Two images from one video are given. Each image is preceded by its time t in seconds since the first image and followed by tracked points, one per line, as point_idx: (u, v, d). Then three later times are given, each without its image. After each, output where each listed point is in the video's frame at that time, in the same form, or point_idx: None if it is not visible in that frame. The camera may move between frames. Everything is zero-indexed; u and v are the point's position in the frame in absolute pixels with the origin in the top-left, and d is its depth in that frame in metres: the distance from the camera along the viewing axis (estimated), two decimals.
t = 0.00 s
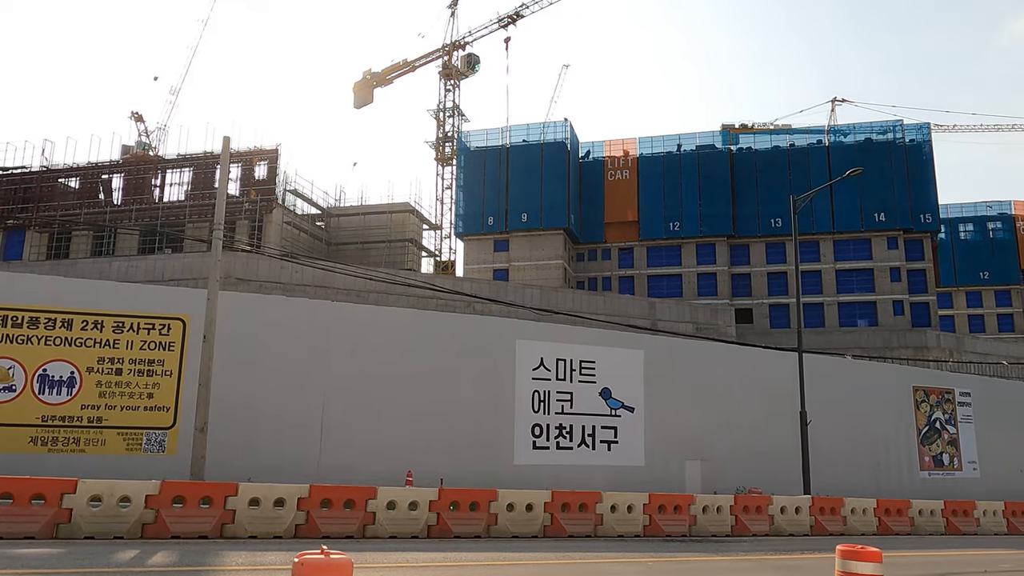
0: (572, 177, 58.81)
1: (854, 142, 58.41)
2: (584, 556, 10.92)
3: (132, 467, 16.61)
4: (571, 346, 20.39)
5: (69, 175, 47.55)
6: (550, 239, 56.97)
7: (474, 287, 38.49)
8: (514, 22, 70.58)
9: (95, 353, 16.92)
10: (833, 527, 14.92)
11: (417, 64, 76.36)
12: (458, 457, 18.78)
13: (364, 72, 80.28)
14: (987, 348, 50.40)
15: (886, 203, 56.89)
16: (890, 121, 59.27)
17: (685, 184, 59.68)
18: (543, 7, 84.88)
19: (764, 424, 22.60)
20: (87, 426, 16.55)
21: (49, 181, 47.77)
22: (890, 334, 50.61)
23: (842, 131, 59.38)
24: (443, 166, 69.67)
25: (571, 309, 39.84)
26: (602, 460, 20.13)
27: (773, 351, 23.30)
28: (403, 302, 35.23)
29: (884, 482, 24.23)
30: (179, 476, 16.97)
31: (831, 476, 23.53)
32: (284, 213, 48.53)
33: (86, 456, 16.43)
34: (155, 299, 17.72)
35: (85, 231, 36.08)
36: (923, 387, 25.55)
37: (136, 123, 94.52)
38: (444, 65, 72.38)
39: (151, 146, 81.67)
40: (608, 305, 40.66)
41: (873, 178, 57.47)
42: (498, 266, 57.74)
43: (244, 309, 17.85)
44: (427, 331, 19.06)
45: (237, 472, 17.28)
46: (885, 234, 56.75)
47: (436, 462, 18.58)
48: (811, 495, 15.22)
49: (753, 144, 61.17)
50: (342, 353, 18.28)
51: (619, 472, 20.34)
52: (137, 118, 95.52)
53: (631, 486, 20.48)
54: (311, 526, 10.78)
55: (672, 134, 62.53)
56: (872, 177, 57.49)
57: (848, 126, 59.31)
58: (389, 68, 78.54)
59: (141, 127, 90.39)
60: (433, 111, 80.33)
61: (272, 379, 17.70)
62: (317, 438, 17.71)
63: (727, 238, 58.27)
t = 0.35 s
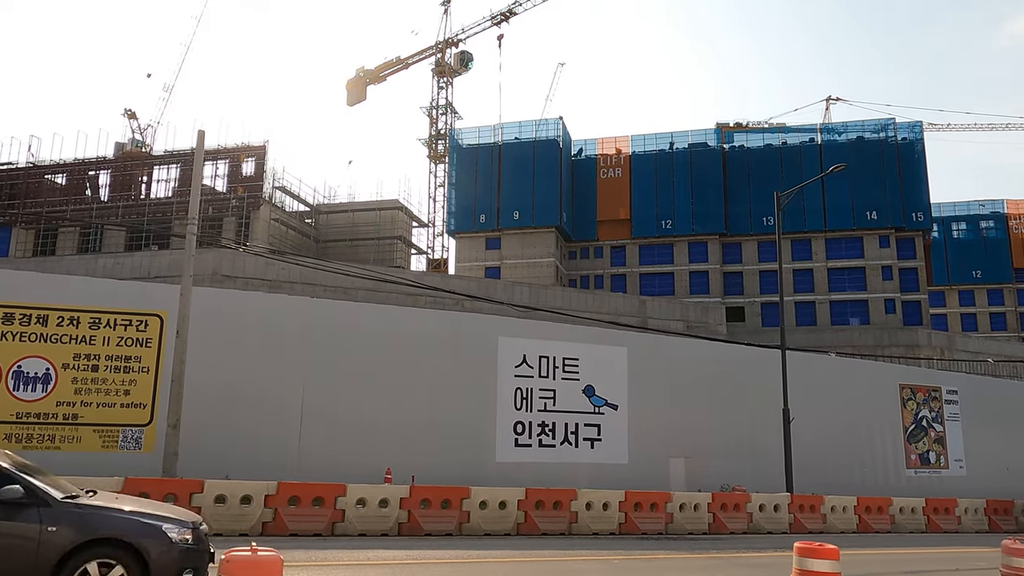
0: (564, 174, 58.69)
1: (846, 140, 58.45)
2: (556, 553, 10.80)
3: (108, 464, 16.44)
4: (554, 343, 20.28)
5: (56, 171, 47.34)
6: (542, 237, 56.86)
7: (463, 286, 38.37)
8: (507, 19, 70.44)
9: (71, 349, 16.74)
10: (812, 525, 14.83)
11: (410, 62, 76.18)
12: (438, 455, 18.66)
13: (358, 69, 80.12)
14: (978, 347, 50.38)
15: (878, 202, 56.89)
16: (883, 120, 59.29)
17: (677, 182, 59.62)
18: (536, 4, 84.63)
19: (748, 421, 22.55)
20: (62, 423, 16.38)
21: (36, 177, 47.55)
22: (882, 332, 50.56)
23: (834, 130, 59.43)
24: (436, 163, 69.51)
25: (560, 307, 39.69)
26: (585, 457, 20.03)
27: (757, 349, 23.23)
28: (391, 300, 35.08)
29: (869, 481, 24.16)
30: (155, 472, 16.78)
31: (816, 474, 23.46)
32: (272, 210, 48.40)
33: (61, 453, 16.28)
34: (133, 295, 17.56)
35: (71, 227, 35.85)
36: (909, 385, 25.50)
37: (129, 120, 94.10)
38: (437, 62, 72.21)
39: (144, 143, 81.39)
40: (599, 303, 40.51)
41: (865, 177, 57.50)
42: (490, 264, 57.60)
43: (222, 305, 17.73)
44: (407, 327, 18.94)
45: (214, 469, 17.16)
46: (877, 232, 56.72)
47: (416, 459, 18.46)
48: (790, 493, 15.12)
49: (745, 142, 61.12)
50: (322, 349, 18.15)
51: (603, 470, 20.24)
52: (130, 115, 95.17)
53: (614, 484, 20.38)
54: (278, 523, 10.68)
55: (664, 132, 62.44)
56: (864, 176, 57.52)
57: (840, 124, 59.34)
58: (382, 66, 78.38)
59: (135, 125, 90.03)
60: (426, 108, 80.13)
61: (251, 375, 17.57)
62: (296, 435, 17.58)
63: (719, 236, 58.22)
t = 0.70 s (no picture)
0: (558, 172, 58.53)
1: (842, 139, 58.41)
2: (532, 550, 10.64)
3: (86, 462, 16.26)
4: (540, 341, 20.11)
5: (46, 168, 47.16)
6: (536, 235, 56.68)
7: (455, 284, 38.19)
8: (502, 18, 70.23)
9: (50, 345, 16.57)
10: (796, 523, 14.69)
11: (405, 60, 76.00)
12: (422, 453, 18.49)
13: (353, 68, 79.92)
14: (973, 346, 50.22)
15: (873, 200, 56.78)
16: (878, 118, 59.19)
17: (672, 180, 59.49)
18: (531, 2, 84.36)
19: (737, 420, 22.41)
20: (41, 420, 16.20)
21: (26, 174, 47.34)
22: (877, 331, 50.42)
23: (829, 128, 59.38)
24: (431, 162, 69.33)
25: (553, 305, 39.49)
26: (571, 455, 19.88)
27: (746, 347, 23.07)
28: (382, 298, 34.90)
29: (859, 479, 24.01)
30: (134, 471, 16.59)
31: (807, 473, 23.31)
32: (261, 208, 48.30)
33: (39, 450, 16.09)
34: (113, 291, 17.36)
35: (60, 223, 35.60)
36: (901, 383, 25.36)
37: (125, 118, 93.87)
38: (432, 60, 72.04)
39: (139, 141, 81.21)
40: (592, 301, 40.31)
41: (860, 175, 57.42)
42: (484, 262, 57.32)
43: (203, 303, 17.55)
44: (392, 324, 18.78)
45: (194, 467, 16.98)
46: (872, 231, 56.60)
47: (401, 457, 18.30)
48: (775, 491, 14.97)
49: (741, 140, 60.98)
50: (304, 344, 17.99)
51: (590, 468, 20.09)
52: (127, 114, 94.93)
53: (601, 482, 20.23)
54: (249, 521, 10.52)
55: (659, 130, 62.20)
56: (859, 174, 57.45)
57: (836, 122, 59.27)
58: (377, 64, 78.22)
59: (130, 123, 89.84)
60: (421, 107, 79.89)
61: (233, 373, 17.39)
62: (278, 432, 17.43)
63: (713, 235, 58.08)
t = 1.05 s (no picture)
0: (558, 167, 58.30)
1: (843, 133, 58.07)
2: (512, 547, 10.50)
3: (72, 457, 16.14)
4: (531, 335, 19.92)
5: (41, 163, 47.09)
6: (536, 230, 56.46)
7: (452, 279, 38.04)
8: (502, 11, 69.89)
9: (35, 340, 16.47)
10: (785, 520, 14.53)
11: (405, 55, 75.76)
12: (411, 449, 18.35)
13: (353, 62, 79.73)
14: (975, 342, 49.87)
15: (874, 195, 56.46)
16: (880, 112, 58.80)
17: (672, 175, 59.18)
18: None
19: (732, 415, 22.21)
20: (25, 416, 16.09)
21: (21, 169, 47.29)
22: (878, 326, 50.11)
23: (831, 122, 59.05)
24: (431, 157, 69.12)
25: (550, 300, 39.30)
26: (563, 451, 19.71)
27: (740, 341, 22.86)
28: (379, 293, 34.77)
29: (855, 475, 23.82)
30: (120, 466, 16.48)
31: (803, 469, 23.13)
32: (256, 202, 48.21)
33: (24, 446, 16.00)
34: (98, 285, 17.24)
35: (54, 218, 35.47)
36: (898, 378, 25.13)
37: (126, 114, 93.83)
38: (432, 55, 71.81)
39: (138, 136, 81.12)
40: (590, 296, 40.11)
41: (862, 170, 57.09)
42: (484, 257, 57.23)
43: (189, 297, 17.38)
44: (382, 319, 18.63)
45: (181, 463, 16.86)
46: (873, 225, 56.31)
47: (389, 453, 18.15)
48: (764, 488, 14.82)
49: (741, 135, 60.65)
50: (291, 339, 17.84)
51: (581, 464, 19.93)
52: (128, 109, 94.93)
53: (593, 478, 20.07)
54: (223, 517, 10.38)
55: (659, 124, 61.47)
56: (861, 169, 57.13)
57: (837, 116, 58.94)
58: (378, 59, 78.04)
59: (130, 117, 89.81)
60: (422, 102, 79.70)
61: (220, 367, 17.26)
62: (265, 427, 17.30)
63: (714, 229, 57.80)
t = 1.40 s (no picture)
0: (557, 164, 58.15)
1: (843, 129, 57.84)
2: (486, 543, 10.34)
3: (55, 454, 16.01)
4: (520, 332, 19.77)
5: (36, 160, 47.08)
6: (534, 227, 56.31)
7: (448, 277, 37.85)
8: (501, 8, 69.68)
9: (18, 336, 16.36)
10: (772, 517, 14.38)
11: (404, 51, 75.57)
12: (399, 446, 18.22)
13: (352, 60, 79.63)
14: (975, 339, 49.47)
15: (874, 191, 56.23)
16: (880, 108, 58.57)
17: (671, 172, 58.96)
18: None
19: (724, 411, 22.08)
20: (8, 412, 15.98)
21: (16, 166, 47.29)
22: (877, 323, 49.85)
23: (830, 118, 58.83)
24: (429, 154, 68.98)
25: (547, 298, 39.15)
26: (552, 448, 19.56)
27: (732, 338, 22.68)
28: (373, 290, 34.59)
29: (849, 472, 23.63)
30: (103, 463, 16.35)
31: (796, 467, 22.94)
32: (250, 199, 48.24)
33: (7, 442, 15.88)
34: (83, 281, 17.12)
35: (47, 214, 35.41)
36: (893, 375, 24.94)
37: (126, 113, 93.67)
38: (430, 52, 71.62)
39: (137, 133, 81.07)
40: (586, 293, 39.94)
41: (861, 166, 56.86)
42: (482, 255, 57.18)
43: (174, 292, 17.26)
44: (369, 315, 18.49)
45: (164, 460, 16.74)
46: (872, 222, 56.11)
47: (375, 450, 18.01)
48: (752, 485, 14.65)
49: (741, 131, 60.42)
50: (277, 335, 17.71)
51: (571, 461, 19.78)
52: (128, 107, 94.98)
53: (583, 475, 19.92)
54: (195, 514, 10.26)
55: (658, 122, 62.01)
56: (860, 165, 56.90)
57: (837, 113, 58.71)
58: (376, 56, 77.93)
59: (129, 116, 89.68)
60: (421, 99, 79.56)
61: (205, 364, 17.14)
62: (250, 424, 17.18)
63: (712, 226, 57.63)
